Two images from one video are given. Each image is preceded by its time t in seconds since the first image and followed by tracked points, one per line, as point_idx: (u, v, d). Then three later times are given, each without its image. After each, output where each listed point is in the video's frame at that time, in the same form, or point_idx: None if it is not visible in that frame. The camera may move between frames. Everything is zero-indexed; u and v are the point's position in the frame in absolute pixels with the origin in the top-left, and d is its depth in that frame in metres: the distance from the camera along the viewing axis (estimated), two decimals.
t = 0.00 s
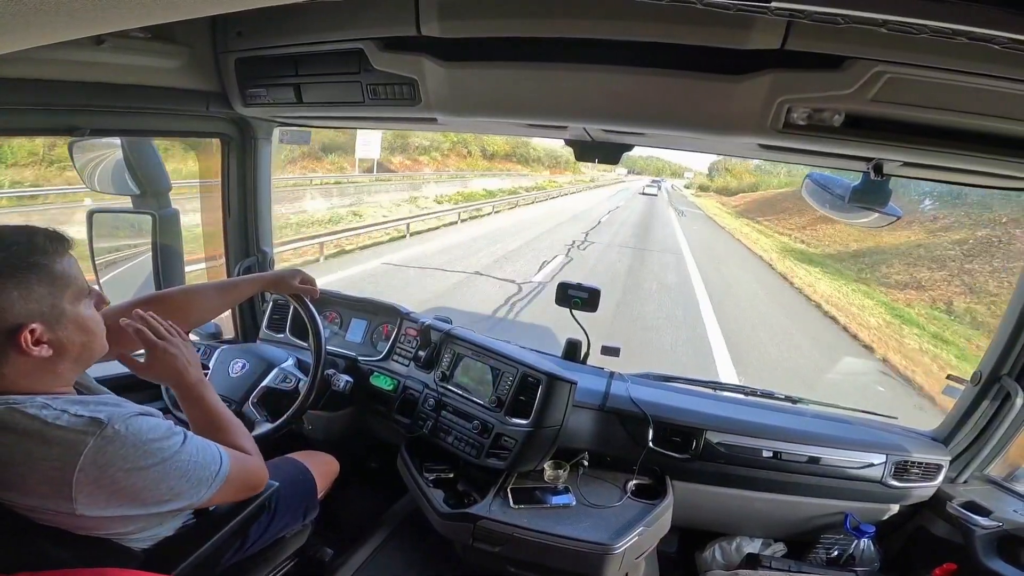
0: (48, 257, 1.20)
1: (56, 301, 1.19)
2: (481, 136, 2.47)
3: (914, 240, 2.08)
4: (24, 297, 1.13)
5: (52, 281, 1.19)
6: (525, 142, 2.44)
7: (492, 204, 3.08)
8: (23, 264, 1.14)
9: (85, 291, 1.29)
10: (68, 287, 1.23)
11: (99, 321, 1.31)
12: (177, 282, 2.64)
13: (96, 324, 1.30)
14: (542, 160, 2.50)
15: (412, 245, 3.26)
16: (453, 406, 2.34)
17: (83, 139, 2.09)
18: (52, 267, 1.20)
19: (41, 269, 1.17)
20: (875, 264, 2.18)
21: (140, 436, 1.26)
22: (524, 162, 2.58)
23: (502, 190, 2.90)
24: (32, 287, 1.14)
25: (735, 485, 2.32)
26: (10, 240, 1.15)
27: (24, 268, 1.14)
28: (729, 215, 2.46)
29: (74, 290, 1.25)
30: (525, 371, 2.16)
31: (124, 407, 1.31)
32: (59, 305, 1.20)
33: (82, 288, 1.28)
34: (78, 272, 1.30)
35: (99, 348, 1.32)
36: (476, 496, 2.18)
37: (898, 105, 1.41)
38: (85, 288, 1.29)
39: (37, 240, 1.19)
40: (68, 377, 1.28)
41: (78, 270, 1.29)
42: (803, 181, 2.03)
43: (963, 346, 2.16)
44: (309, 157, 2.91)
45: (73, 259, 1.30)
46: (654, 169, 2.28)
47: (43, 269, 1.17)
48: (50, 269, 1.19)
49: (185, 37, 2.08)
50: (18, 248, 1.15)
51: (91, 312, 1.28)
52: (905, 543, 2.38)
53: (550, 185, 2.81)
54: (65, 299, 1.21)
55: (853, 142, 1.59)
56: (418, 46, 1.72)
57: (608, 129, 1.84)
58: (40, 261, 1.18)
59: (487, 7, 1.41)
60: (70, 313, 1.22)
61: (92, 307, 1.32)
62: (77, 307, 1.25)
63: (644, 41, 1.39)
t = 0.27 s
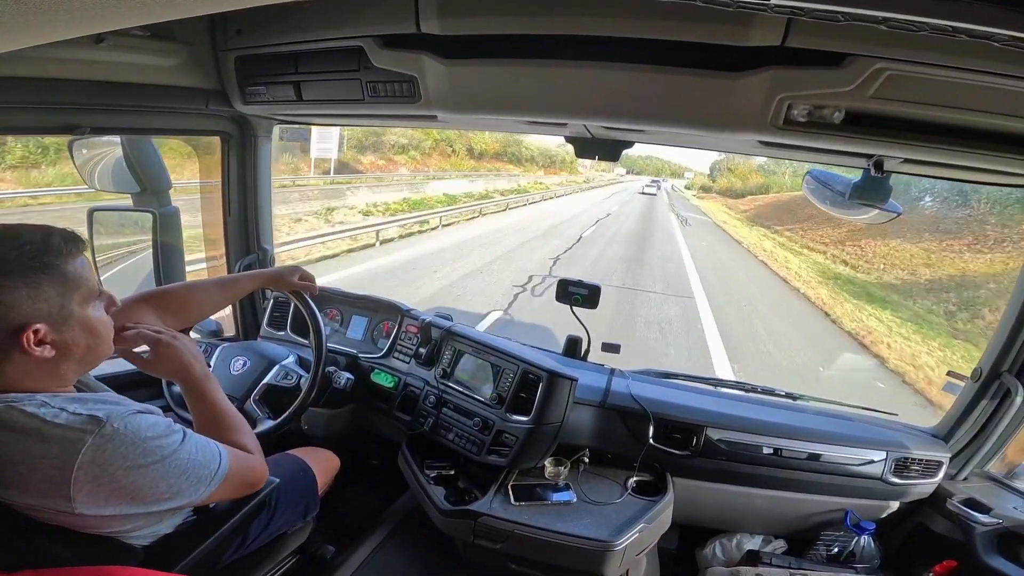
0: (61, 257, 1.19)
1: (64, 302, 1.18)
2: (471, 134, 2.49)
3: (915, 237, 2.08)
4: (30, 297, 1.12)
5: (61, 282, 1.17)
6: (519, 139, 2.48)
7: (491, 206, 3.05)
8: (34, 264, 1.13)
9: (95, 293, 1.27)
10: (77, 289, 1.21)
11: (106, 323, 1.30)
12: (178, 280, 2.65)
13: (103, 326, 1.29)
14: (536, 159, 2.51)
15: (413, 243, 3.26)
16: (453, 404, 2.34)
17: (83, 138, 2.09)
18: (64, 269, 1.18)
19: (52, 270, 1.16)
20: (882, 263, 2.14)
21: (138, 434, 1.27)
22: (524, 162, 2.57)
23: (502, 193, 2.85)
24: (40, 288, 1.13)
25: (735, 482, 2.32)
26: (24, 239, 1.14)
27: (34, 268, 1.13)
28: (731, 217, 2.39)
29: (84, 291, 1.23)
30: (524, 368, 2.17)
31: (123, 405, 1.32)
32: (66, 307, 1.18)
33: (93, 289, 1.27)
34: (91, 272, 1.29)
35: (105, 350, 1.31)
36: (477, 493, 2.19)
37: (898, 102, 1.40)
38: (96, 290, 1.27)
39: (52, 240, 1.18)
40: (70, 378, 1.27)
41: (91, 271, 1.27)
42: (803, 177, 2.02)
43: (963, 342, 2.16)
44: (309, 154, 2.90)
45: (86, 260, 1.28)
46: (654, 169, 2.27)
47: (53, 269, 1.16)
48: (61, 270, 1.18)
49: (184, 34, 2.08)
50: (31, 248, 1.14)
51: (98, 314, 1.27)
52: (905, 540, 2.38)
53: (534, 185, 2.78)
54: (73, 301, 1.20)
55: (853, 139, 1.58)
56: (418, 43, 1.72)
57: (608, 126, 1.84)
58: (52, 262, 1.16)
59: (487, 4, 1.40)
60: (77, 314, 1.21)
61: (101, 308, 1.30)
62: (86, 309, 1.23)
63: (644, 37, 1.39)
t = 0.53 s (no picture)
0: (51, 265, 1.17)
1: (44, 309, 1.16)
2: (454, 134, 2.48)
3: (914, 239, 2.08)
4: (7, 303, 1.11)
5: (44, 289, 1.15)
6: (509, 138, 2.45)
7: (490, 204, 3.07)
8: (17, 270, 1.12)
9: (88, 301, 1.25)
10: (64, 297, 1.19)
11: (99, 331, 1.28)
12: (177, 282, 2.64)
13: (95, 334, 1.27)
14: (528, 159, 2.51)
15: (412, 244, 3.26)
16: (452, 406, 2.34)
17: (82, 139, 2.09)
18: (51, 276, 1.16)
19: (36, 277, 1.14)
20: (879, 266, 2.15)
21: (136, 437, 1.26)
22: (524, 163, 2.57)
23: (499, 189, 2.88)
24: (18, 294, 1.12)
25: (734, 484, 2.32)
26: (15, 244, 1.13)
27: (16, 274, 1.12)
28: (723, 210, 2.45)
29: (74, 299, 1.21)
30: (524, 371, 2.16)
31: (122, 407, 1.31)
32: (48, 314, 1.17)
33: (87, 297, 1.25)
34: (91, 277, 1.27)
35: (97, 356, 1.29)
36: (475, 496, 2.18)
37: (897, 105, 1.41)
38: (90, 297, 1.25)
39: (43, 247, 1.16)
40: (61, 382, 1.26)
41: (89, 278, 1.26)
42: (801, 180, 2.02)
43: (962, 345, 2.16)
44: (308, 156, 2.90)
45: (88, 267, 1.27)
46: (653, 169, 2.28)
47: (40, 276, 1.15)
48: (48, 277, 1.16)
49: (184, 36, 2.08)
50: (18, 253, 1.13)
51: (89, 321, 1.25)
52: (905, 543, 2.37)
53: (511, 186, 2.87)
54: (57, 309, 1.18)
55: (852, 141, 1.59)
56: (418, 46, 1.72)
57: (608, 128, 1.84)
58: (39, 269, 1.15)
59: (488, 7, 1.40)
60: (60, 321, 1.19)
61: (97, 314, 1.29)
62: (73, 316, 1.21)
63: (644, 40, 1.39)
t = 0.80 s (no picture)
0: (74, 273, 1.18)
1: (64, 314, 1.17)
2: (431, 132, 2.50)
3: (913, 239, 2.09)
4: (26, 305, 1.11)
5: (65, 296, 1.16)
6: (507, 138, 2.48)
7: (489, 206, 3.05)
8: (42, 274, 1.13)
9: (108, 311, 1.26)
10: (84, 304, 1.20)
11: (113, 340, 1.28)
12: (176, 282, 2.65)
13: (108, 343, 1.27)
14: (520, 158, 2.54)
15: (412, 244, 3.26)
16: (452, 406, 2.33)
17: (81, 140, 2.08)
18: (73, 284, 1.17)
19: (58, 282, 1.15)
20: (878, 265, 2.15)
21: (140, 438, 1.26)
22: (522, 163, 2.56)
23: (497, 191, 2.85)
24: (41, 297, 1.13)
25: (735, 484, 2.32)
26: (43, 250, 1.14)
27: (38, 278, 1.12)
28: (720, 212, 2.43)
29: (93, 308, 1.22)
30: (524, 371, 2.16)
31: (127, 408, 1.31)
32: (64, 319, 1.17)
33: (106, 308, 1.25)
34: (115, 287, 1.29)
35: (108, 365, 1.29)
36: (475, 496, 2.18)
37: (896, 104, 1.41)
38: (109, 307, 1.26)
39: (71, 256, 1.18)
40: (67, 386, 1.26)
41: (111, 290, 1.26)
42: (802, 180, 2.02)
43: (961, 344, 2.17)
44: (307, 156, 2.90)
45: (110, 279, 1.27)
46: (652, 168, 2.28)
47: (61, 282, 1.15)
48: (69, 284, 1.17)
49: (183, 36, 2.07)
50: (43, 258, 1.14)
51: (105, 330, 1.26)
52: (905, 543, 2.37)
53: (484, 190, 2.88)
54: (75, 315, 1.18)
55: (851, 141, 1.59)
56: (417, 46, 1.72)
57: (607, 129, 1.84)
58: (61, 276, 1.15)
59: (488, 8, 1.40)
60: (76, 327, 1.19)
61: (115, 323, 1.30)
62: (90, 324, 1.22)
63: (643, 40, 1.39)
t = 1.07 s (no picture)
0: (82, 268, 1.19)
1: (74, 309, 1.18)
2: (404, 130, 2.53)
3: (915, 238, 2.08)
4: (40, 301, 1.12)
5: (76, 290, 1.18)
6: (499, 137, 2.50)
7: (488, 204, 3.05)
8: (52, 270, 1.14)
9: (111, 303, 1.27)
10: (93, 298, 1.22)
11: (117, 332, 1.30)
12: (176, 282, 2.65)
13: (114, 335, 1.29)
14: (512, 157, 2.53)
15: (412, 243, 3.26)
16: (453, 405, 2.34)
17: (81, 139, 2.08)
18: (81, 278, 1.19)
19: (68, 277, 1.16)
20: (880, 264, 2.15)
21: (138, 436, 1.26)
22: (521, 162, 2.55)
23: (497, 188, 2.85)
24: (52, 292, 1.14)
25: (735, 482, 2.32)
26: (49, 246, 1.16)
27: (49, 274, 1.14)
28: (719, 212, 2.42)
29: (99, 301, 1.23)
30: (525, 369, 2.17)
31: (124, 406, 1.31)
32: (76, 313, 1.18)
33: (109, 300, 1.27)
34: (113, 282, 1.30)
35: (114, 357, 1.31)
36: (476, 494, 2.19)
37: (898, 102, 1.40)
38: (112, 299, 1.27)
39: (76, 250, 1.19)
40: (74, 381, 1.27)
41: (112, 282, 1.28)
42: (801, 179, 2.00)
43: (961, 343, 2.16)
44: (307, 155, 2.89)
45: (109, 272, 1.29)
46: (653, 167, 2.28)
47: (69, 277, 1.17)
48: (78, 279, 1.18)
49: (182, 35, 2.07)
50: (52, 253, 1.15)
51: (111, 322, 1.27)
52: (905, 541, 2.37)
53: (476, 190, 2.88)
54: (86, 309, 1.20)
55: (852, 139, 1.58)
56: (417, 45, 1.71)
57: (608, 127, 1.84)
58: (70, 271, 1.17)
59: (488, 6, 1.40)
60: (87, 321, 1.21)
61: (116, 317, 1.31)
62: (98, 317, 1.23)
63: (643, 38, 1.39)
